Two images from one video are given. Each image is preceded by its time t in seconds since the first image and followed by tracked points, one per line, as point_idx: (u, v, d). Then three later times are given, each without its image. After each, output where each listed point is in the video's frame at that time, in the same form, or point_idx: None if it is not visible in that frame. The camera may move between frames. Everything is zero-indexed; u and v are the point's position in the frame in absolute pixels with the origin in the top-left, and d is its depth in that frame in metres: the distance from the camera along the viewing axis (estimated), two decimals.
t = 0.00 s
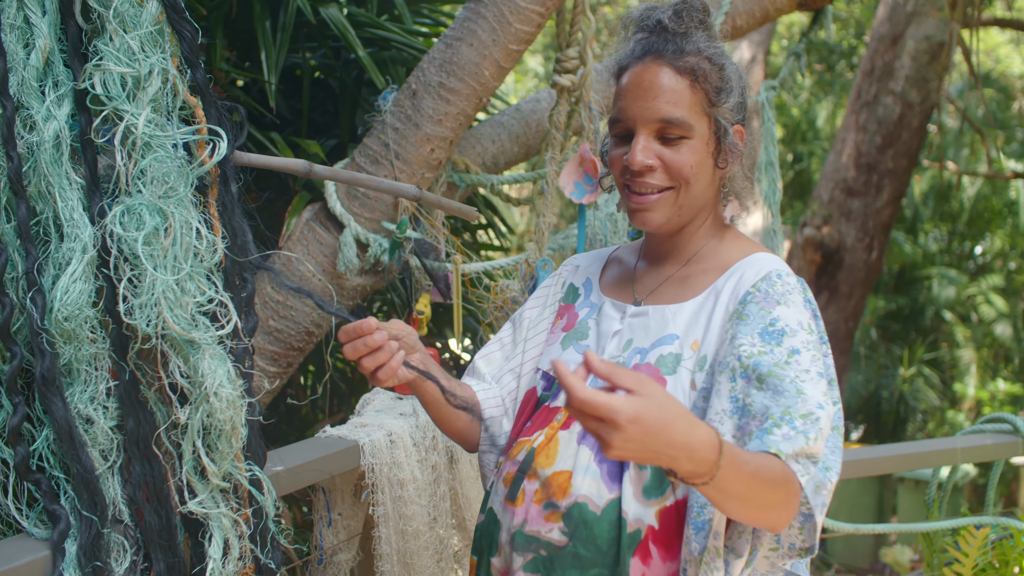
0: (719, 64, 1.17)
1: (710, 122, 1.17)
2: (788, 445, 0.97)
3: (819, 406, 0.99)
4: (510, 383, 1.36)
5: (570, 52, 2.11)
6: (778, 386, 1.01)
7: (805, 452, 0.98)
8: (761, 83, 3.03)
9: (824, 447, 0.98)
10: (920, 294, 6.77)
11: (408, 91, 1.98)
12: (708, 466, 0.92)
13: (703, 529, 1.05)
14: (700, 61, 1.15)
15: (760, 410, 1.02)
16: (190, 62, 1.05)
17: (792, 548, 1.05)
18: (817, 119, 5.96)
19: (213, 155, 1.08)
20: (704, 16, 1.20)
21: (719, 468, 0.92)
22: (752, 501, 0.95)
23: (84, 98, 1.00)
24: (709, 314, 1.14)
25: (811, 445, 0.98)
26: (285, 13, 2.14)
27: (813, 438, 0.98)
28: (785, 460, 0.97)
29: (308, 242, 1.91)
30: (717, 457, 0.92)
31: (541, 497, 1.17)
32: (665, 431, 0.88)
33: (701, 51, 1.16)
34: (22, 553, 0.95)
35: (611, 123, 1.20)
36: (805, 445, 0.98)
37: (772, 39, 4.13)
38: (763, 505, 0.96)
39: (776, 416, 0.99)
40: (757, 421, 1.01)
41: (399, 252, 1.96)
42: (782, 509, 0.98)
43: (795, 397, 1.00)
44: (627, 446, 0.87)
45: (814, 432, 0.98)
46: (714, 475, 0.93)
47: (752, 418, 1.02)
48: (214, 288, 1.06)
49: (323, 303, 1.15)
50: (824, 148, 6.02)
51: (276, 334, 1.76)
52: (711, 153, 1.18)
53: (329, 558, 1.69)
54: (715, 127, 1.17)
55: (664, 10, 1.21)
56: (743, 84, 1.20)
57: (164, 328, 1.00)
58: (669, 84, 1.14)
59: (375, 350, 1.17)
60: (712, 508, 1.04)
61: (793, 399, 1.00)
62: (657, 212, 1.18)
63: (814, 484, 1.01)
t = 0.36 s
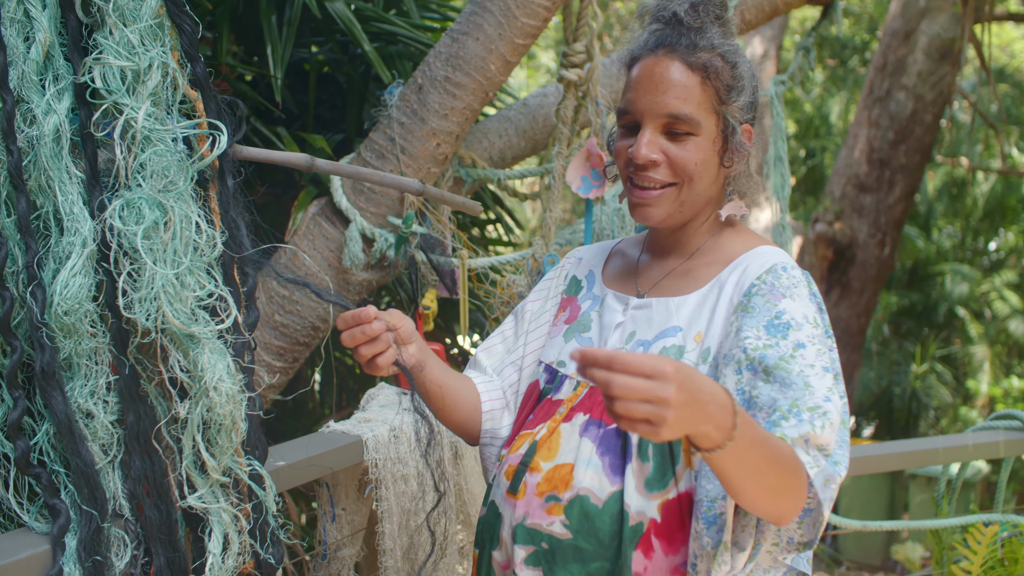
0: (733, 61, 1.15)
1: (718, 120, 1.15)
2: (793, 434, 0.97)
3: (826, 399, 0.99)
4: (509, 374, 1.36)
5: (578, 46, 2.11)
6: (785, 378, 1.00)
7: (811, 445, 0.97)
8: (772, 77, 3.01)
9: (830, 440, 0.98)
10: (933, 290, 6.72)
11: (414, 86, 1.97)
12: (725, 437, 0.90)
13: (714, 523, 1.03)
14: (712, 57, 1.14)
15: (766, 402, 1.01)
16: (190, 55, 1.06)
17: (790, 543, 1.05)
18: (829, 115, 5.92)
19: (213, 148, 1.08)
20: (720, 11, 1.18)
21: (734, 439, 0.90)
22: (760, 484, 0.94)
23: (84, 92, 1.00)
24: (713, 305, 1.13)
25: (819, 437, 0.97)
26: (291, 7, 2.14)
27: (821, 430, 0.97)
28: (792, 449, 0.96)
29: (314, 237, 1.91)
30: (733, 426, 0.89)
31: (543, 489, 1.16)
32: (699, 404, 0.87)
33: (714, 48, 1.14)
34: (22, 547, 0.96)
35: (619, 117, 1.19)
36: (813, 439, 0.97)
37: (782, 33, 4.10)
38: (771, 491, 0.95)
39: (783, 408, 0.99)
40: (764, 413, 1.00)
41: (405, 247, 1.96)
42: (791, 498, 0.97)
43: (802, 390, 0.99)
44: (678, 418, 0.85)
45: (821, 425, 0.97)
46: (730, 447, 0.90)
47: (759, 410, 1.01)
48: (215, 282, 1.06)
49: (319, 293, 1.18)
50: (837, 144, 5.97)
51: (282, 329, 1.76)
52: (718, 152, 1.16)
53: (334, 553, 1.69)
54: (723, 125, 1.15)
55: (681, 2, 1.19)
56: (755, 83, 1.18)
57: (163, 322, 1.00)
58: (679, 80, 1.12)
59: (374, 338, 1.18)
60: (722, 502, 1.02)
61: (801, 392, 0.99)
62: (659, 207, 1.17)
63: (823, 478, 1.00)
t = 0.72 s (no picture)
0: (741, 68, 1.12)
1: (712, 127, 1.13)
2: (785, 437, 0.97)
3: (821, 402, 0.99)
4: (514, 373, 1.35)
5: (580, 43, 2.10)
6: (781, 380, 1.00)
7: (807, 447, 0.97)
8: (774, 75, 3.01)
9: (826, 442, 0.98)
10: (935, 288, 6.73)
11: (416, 83, 1.97)
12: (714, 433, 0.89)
13: (703, 520, 1.04)
14: (719, 61, 1.11)
15: (761, 403, 1.01)
16: (190, 54, 1.05)
17: (795, 541, 1.04)
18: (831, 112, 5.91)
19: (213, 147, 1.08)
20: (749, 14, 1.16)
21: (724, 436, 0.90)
22: (752, 483, 0.94)
23: (85, 90, 1.00)
24: (715, 303, 1.13)
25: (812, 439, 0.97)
26: (293, 5, 2.14)
27: (814, 434, 0.97)
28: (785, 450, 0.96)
29: (315, 235, 1.91)
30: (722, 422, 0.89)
31: (546, 485, 1.16)
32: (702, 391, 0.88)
33: (725, 52, 1.12)
34: (22, 546, 0.95)
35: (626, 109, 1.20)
36: (808, 442, 0.97)
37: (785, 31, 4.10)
38: (764, 490, 0.95)
39: (777, 410, 0.99)
40: (759, 414, 1.01)
41: (407, 245, 1.95)
42: (784, 499, 0.97)
43: (798, 392, 0.99)
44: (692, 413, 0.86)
45: (815, 428, 0.97)
46: (722, 442, 0.90)
47: (754, 412, 1.01)
48: (215, 280, 1.06)
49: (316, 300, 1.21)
50: (839, 141, 5.96)
51: (284, 327, 1.76)
52: (708, 157, 1.14)
53: (335, 551, 1.69)
54: (717, 132, 1.12)
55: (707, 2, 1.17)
56: (765, 96, 1.15)
57: (164, 321, 1.00)
58: (677, 79, 1.11)
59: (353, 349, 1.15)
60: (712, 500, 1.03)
61: (796, 394, 0.99)
62: (640, 201, 1.17)
63: (817, 481, 0.99)
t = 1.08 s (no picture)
0: (740, 56, 1.12)
1: (703, 110, 1.12)
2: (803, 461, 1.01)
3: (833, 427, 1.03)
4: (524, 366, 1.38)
5: (576, 36, 2.09)
6: (794, 409, 1.03)
7: (827, 473, 1.01)
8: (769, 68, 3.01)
9: (846, 467, 1.01)
10: (926, 280, 6.78)
11: (412, 76, 1.96)
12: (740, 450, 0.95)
13: (716, 531, 1.06)
14: (722, 49, 1.11)
15: (776, 432, 1.04)
16: (189, 46, 1.03)
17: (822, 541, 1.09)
18: (824, 105, 5.92)
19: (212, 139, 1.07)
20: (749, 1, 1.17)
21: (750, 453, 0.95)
22: (769, 504, 0.99)
23: (84, 82, 1.00)
24: (715, 305, 1.13)
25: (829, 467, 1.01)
26: None
27: (833, 465, 1.01)
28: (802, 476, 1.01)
29: (311, 228, 1.90)
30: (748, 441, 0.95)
31: (538, 480, 1.16)
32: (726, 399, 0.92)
33: (726, 39, 1.12)
34: (24, 539, 0.95)
35: (632, 93, 1.22)
36: (830, 467, 1.01)
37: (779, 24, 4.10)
38: (779, 511, 1.00)
39: (792, 443, 1.03)
40: (774, 441, 1.05)
41: (403, 238, 1.95)
42: (798, 521, 1.02)
43: (810, 422, 1.02)
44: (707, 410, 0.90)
45: (831, 456, 1.01)
46: (745, 460, 0.96)
47: (767, 436, 1.06)
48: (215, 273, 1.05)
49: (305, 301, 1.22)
50: (831, 134, 5.98)
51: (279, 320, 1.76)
52: (696, 141, 1.13)
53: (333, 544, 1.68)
54: (707, 115, 1.12)
55: None
56: (766, 87, 1.13)
57: (164, 314, 1.00)
58: (674, 61, 1.12)
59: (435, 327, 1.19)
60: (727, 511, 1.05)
61: (809, 424, 1.02)
62: (626, 178, 1.17)
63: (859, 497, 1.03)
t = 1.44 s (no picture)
0: (749, 56, 1.16)
1: (733, 115, 1.16)
2: (790, 477, 1.02)
3: (822, 429, 1.03)
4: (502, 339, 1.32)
5: (564, 37, 2.10)
6: (785, 406, 1.04)
7: (813, 485, 1.02)
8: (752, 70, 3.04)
9: (828, 474, 1.03)
10: (904, 281, 6.94)
11: (399, 76, 1.96)
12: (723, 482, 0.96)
13: (716, 529, 1.08)
14: (729, 50, 1.15)
15: (764, 425, 1.06)
16: (184, 46, 1.05)
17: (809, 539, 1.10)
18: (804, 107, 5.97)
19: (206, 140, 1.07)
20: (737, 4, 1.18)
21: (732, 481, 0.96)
22: (758, 519, 1.00)
23: (77, 82, 0.99)
24: (722, 308, 1.15)
25: (812, 467, 1.02)
26: None
27: (818, 473, 1.02)
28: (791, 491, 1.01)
29: (299, 229, 1.90)
30: (730, 473, 0.96)
31: (543, 482, 1.17)
32: (701, 438, 0.92)
33: (732, 41, 1.15)
34: (17, 541, 0.94)
35: (630, 109, 1.20)
36: (816, 474, 1.02)
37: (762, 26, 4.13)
38: (769, 526, 1.02)
39: (779, 438, 1.04)
40: (762, 435, 1.06)
41: (391, 238, 1.95)
42: (781, 532, 1.03)
43: (800, 420, 1.03)
44: (680, 469, 0.90)
45: (819, 459, 1.02)
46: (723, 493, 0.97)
47: (758, 430, 1.07)
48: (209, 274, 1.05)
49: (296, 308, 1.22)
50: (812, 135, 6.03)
51: (267, 321, 1.76)
52: (731, 147, 1.17)
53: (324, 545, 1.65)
54: (738, 119, 1.16)
55: None
56: (768, 80, 1.19)
57: (160, 316, 1.00)
58: (698, 73, 1.13)
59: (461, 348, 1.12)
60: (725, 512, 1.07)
61: (798, 421, 1.03)
62: (670, 199, 1.17)
63: (837, 507, 1.04)
